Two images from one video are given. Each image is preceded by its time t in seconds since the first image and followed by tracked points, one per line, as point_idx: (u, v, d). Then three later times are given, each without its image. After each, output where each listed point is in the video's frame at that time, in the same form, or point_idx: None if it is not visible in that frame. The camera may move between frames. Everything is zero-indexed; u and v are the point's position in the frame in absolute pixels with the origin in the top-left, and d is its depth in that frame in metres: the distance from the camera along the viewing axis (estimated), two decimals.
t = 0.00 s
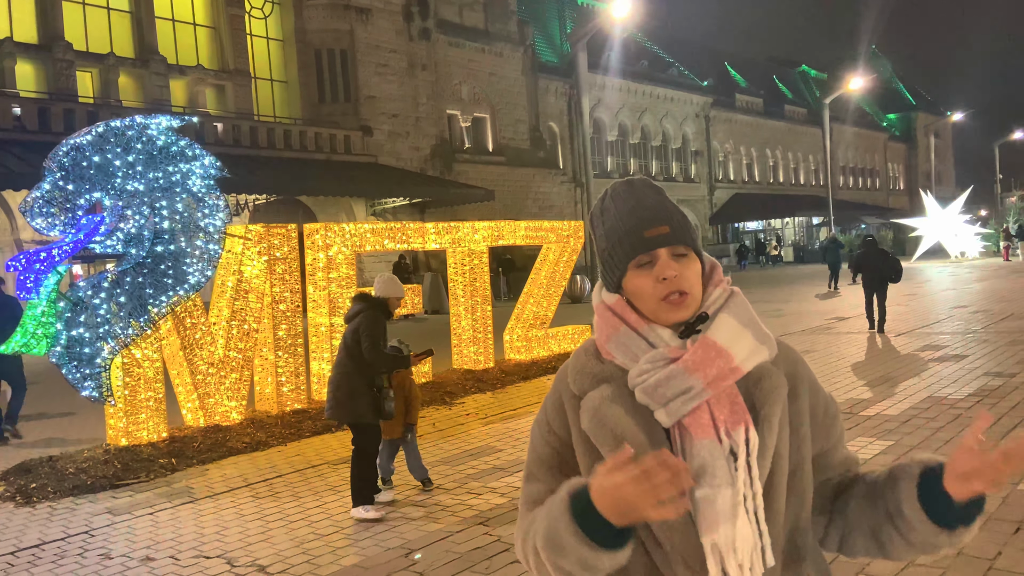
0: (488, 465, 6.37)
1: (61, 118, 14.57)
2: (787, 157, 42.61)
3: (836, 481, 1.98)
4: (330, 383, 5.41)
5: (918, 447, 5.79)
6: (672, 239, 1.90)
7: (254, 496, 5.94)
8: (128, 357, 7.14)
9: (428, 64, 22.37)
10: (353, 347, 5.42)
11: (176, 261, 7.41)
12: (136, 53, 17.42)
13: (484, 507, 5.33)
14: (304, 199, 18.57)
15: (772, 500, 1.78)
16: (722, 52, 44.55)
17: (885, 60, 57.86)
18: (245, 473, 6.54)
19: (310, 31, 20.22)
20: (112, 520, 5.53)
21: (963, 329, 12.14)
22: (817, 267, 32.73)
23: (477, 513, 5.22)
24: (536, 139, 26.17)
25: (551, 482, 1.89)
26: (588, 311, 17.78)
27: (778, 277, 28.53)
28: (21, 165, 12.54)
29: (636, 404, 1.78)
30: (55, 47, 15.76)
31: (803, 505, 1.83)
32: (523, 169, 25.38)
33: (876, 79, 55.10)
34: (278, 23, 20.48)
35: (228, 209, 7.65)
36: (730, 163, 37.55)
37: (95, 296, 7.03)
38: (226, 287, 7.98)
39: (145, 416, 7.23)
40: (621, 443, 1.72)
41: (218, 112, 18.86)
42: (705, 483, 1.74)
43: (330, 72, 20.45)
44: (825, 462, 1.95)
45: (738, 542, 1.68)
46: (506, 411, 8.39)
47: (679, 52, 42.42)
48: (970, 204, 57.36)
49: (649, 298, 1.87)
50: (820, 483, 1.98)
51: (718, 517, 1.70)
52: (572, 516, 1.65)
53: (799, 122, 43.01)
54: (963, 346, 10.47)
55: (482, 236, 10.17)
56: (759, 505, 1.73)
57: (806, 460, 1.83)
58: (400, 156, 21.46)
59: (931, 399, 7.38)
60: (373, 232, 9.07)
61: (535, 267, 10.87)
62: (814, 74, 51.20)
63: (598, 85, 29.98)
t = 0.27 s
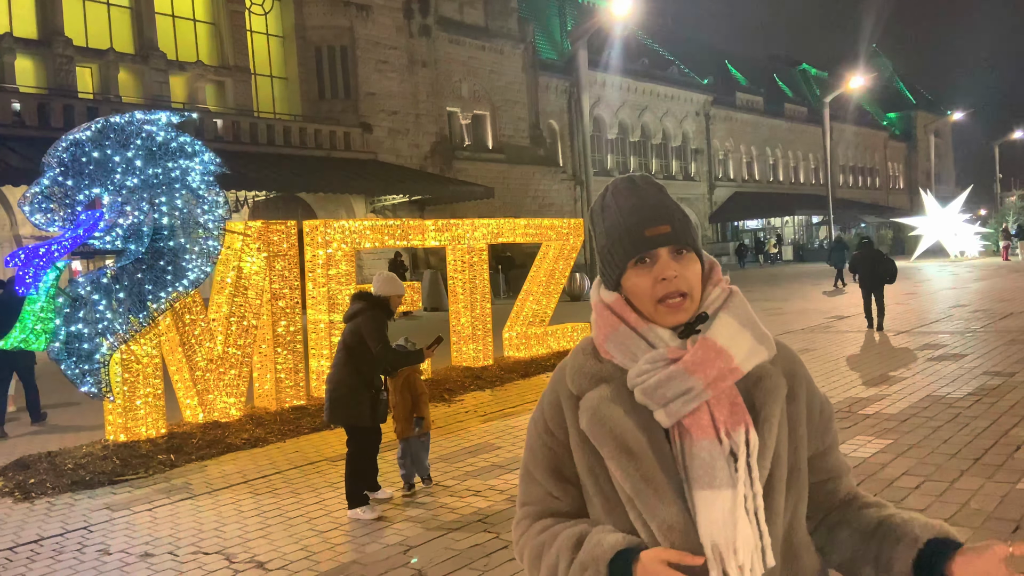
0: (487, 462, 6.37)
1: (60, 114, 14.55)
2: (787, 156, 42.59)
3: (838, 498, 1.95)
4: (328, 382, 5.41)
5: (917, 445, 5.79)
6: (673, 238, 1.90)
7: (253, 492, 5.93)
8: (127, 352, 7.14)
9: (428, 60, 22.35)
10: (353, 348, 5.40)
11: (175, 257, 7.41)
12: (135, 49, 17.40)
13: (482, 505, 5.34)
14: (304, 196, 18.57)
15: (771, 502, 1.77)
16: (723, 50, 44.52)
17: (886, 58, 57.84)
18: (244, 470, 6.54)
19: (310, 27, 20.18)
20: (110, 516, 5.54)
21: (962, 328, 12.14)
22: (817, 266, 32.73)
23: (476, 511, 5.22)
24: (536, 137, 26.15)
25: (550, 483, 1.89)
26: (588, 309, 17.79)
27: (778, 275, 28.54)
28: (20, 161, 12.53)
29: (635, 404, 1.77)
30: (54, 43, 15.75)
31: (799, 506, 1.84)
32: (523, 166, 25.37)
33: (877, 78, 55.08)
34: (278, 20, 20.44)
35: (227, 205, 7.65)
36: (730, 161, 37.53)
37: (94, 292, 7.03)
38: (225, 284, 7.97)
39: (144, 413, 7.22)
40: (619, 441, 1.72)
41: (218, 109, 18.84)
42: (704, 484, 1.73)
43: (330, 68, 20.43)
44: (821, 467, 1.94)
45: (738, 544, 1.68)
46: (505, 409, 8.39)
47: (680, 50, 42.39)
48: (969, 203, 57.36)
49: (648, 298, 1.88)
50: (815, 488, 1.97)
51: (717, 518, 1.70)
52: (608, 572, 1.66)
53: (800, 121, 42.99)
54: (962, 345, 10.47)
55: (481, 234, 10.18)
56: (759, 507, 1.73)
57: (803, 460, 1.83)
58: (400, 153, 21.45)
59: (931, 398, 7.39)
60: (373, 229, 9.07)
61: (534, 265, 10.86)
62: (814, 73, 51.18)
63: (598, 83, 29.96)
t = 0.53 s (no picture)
0: (485, 459, 6.37)
1: (60, 110, 14.53)
2: (787, 154, 42.58)
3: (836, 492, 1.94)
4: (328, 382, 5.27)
5: (915, 444, 5.79)
6: (677, 234, 1.89)
7: (252, 488, 5.94)
8: (127, 348, 7.14)
9: (428, 58, 22.32)
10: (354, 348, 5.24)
11: (175, 253, 7.41)
12: (135, 45, 17.36)
13: (481, 502, 5.34)
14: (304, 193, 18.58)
15: (771, 499, 1.77)
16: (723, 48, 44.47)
17: (886, 57, 57.80)
18: (243, 466, 6.54)
19: (310, 24, 20.14)
20: (109, 512, 5.54)
21: (962, 327, 12.13)
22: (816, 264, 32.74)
23: (474, 508, 5.23)
24: (536, 134, 26.14)
25: (547, 478, 1.89)
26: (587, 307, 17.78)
27: (777, 274, 28.57)
28: (20, 157, 12.52)
29: (637, 400, 1.77)
30: (54, 38, 15.73)
31: (799, 504, 1.84)
32: (523, 164, 25.36)
33: (877, 76, 55.03)
34: (279, 16, 20.40)
35: (227, 201, 7.63)
36: (730, 159, 37.52)
37: (93, 288, 7.03)
38: (225, 280, 7.96)
39: (143, 408, 7.22)
40: (621, 438, 1.72)
41: (218, 105, 18.82)
42: (705, 482, 1.74)
43: (330, 65, 20.41)
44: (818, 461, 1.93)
45: (739, 541, 1.69)
46: (503, 406, 8.40)
47: (680, 48, 42.35)
48: (969, 202, 57.37)
49: (650, 292, 1.87)
50: (815, 487, 1.96)
51: (718, 516, 1.71)
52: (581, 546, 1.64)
53: (800, 119, 42.97)
54: (961, 344, 10.47)
55: (481, 231, 10.17)
56: (760, 505, 1.73)
57: (803, 458, 1.83)
58: (400, 150, 21.44)
59: (929, 396, 7.39)
60: (373, 226, 9.06)
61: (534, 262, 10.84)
62: (815, 71, 51.13)
63: (598, 81, 29.93)
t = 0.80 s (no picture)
0: (485, 458, 6.38)
1: (61, 106, 14.53)
2: (787, 154, 42.57)
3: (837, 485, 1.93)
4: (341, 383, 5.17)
5: (914, 443, 5.79)
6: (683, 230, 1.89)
7: (252, 486, 5.94)
8: (127, 346, 7.13)
9: (429, 56, 22.32)
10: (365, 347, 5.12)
11: (175, 250, 7.40)
12: (136, 42, 17.35)
13: (480, 499, 5.34)
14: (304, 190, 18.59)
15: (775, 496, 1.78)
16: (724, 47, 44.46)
17: (887, 57, 57.79)
18: (244, 464, 6.53)
19: (310, 21, 20.13)
20: (109, 509, 5.54)
21: (962, 326, 12.13)
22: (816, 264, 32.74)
23: (474, 506, 5.23)
24: (536, 133, 26.13)
25: (547, 475, 1.89)
26: (587, 305, 17.78)
27: (777, 273, 28.57)
28: (20, 153, 12.51)
29: (641, 396, 1.77)
30: (54, 35, 15.71)
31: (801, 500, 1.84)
32: (523, 162, 25.36)
33: (877, 76, 55.02)
34: (279, 13, 20.36)
35: (227, 199, 7.64)
36: (730, 159, 37.52)
37: (93, 285, 7.02)
38: (226, 278, 7.95)
39: (143, 405, 7.22)
40: (626, 434, 1.72)
41: (219, 102, 18.81)
42: (711, 478, 1.74)
43: (330, 63, 20.41)
44: (821, 456, 1.92)
45: (743, 537, 1.69)
46: (503, 404, 8.40)
47: (681, 47, 42.35)
48: (969, 202, 57.36)
49: (654, 288, 1.87)
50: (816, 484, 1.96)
51: (723, 512, 1.71)
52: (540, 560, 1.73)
53: (800, 118, 42.97)
54: (962, 344, 10.47)
55: (481, 229, 10.17)
56: (764, 501, 1.74)
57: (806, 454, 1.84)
58: (400, 149, 21.45)
59: (929, 396, 7.39)
60: (373, 223, 9.06)
61: (534, 261, 10.84)
62: (815, 70, 51.14)
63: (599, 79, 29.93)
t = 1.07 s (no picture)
0: (486, 457, 6.38)
1: (63, 105, 14.55)
2: (789, 154, 42.55)
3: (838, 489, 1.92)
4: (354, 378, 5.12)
5: (916, 444, 5.79)
6: (686, 229, 1.90)
7: (253, 485, 5.95)
8: (128, 345, 7.13)
9: (430, 55, 22.33)
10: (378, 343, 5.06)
11: (176, 249, 7.41)
12: (138, 41, 17.37)
13: (481, 499, 5.35)
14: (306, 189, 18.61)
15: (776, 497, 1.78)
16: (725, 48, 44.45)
17: (889, 57, 57.76)
18: (245, 463, 6.54)
19: (312, 21, 20.12)
20: (110, 507, 5.55)
21: (963, 327, 12.13)
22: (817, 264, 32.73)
23: (475, 505, 5.23)
24: (538, 133, 26.14)
25: (547, 476, 1.89)
26: (588, 305, 17.78)
27: (778, 274, 28.56)
28: (22, 152, 12.53)
29: (642, 396, 1.78)
30: (57, 34, 15.75)
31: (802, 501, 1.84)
32: (525, 162, 25.37)
33: (879, 76, 54.99)
34: (281, 12, 20.28)
35: (228, 198, 7.64)
36: (732, 159, 37.50)
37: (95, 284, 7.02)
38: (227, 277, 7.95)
39: (144, 405, 7.23)
40: (627, 435, 1.72)
41: (220, 101, 18.83)
42: (712, 479, 1.74)
43: (332, 62, 20.42)
44: (820, 457, 1.91)
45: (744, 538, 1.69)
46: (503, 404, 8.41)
47: (682, 47, 42.35)
48: (971, 203, 57.31)
49: (657, 287, 1.88)
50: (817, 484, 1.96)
51: (723, 514, 1.71)
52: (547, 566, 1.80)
53: (802, 119, 42.94)
54: (963, 345, 10.46)
55: (482, 229, 10.18)
56: (765, 503, 1.73)
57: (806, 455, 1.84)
58: (402, 148, 21.46)
59: (929, 396, 7.39)
60: (374, 223, 9.06)
61: (535, 261, 10.85)
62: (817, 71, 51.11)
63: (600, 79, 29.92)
